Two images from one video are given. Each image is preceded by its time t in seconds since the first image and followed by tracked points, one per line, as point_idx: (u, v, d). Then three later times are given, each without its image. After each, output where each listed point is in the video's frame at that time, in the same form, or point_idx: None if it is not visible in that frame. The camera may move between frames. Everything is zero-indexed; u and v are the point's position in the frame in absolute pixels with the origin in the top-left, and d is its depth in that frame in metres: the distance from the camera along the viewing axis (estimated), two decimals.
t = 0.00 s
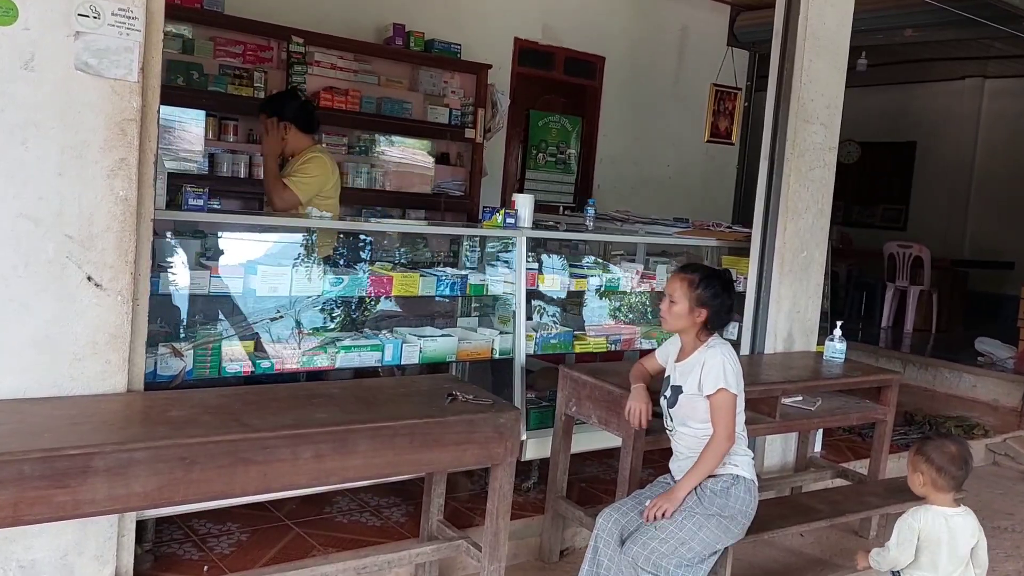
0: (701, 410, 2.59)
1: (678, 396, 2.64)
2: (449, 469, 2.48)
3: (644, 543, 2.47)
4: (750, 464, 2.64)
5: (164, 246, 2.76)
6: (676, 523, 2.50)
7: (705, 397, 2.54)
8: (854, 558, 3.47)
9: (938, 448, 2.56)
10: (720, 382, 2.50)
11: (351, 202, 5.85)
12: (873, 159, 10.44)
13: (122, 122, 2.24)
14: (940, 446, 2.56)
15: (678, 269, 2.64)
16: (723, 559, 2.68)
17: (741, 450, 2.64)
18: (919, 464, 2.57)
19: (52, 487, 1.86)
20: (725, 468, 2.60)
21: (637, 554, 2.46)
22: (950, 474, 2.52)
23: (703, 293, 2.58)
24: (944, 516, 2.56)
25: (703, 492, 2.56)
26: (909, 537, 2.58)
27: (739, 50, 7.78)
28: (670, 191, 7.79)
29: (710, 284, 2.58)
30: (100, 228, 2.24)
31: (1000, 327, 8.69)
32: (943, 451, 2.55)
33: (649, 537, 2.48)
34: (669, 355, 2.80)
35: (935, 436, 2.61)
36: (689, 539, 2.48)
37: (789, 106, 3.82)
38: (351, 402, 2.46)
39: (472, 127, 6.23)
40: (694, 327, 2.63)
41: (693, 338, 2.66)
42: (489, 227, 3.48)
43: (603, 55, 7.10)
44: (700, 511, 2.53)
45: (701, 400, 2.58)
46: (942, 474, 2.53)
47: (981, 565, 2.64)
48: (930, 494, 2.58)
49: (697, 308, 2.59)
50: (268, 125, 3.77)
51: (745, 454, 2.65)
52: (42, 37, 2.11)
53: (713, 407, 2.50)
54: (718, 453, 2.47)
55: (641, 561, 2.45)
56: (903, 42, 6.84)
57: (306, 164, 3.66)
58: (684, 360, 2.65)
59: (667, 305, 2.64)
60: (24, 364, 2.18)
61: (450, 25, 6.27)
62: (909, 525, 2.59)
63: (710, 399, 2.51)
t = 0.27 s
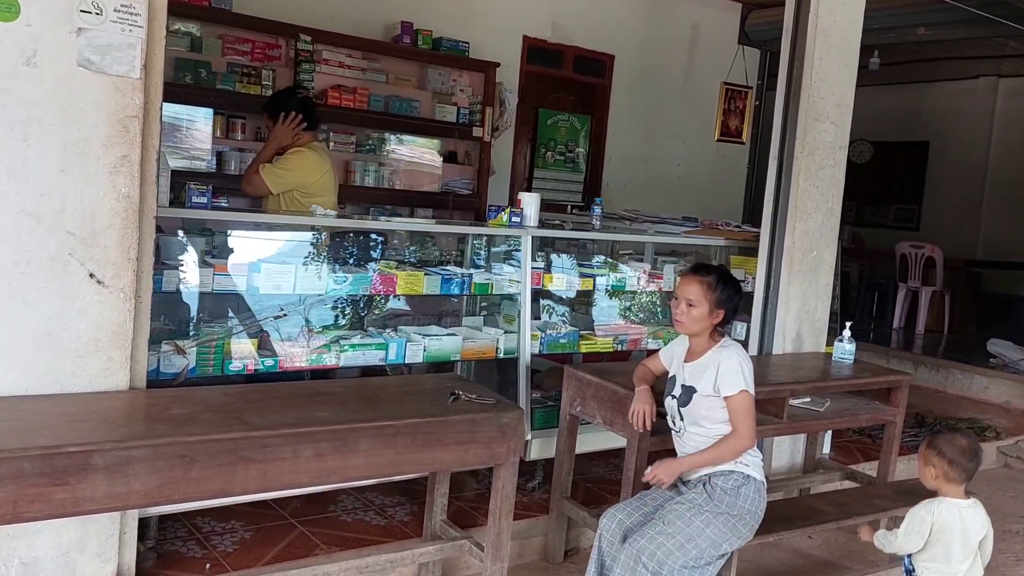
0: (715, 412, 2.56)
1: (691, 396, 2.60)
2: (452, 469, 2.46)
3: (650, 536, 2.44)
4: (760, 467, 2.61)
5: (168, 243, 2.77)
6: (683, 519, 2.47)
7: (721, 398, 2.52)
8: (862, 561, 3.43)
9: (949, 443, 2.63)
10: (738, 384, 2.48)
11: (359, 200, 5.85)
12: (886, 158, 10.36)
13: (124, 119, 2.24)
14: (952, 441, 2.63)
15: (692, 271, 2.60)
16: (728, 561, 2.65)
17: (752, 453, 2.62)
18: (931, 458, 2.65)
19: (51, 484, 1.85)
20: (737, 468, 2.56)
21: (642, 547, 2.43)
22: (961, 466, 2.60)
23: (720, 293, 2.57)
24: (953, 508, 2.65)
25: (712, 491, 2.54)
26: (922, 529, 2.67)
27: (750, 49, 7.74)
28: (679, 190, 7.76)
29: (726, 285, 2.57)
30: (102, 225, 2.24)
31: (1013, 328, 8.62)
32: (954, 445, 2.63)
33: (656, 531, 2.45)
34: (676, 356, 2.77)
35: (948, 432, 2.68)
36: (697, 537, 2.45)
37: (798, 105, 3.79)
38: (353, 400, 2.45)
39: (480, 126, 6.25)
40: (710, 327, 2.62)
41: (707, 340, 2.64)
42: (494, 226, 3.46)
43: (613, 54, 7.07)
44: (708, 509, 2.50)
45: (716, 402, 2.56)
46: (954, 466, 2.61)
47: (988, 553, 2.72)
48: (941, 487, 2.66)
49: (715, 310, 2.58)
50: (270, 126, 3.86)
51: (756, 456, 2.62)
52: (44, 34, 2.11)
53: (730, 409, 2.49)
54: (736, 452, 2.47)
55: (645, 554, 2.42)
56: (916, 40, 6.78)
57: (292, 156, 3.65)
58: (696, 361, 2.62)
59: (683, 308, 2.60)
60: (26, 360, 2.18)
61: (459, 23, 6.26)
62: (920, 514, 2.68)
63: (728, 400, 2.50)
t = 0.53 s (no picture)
0: (721, 418, 2.54)
1: (697, 403, 2.59)
2: (453, 468, 2.45)
3: (657, 544, 2.40)
4: (766, 472, 2.59)
5: (172, 241, 2.78)
6: (691, 527, 2.44)
7: (726, 404, 2.50)
8: (867, 562, 3.41)
9: (948, 434, 2.66)
10: (741, 390, 2.46)
11: (365, 200, 5.85)
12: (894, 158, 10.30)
13: (125, 116, 2.24)
14: (952, 433, 2.66)
15: (712, 277, 2.57)
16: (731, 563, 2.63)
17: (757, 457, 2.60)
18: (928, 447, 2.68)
19: (50, 482, 1.85)
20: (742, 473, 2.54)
21: (649, 555, 2.38)
22: (957, 457, 2.63)
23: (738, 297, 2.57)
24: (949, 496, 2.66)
25: (719, 497, 2.52)
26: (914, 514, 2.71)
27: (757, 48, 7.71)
28: (686, 190, 7.73)
29: (740, 290, 2.58)
30: (102, 223, 2.24)
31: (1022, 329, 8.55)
32: (953, 437, 2.66)
33: (663, 539, 2.41)
34: (680, 358, 2.75)
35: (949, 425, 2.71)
36: (704, 545, 2.42)
37: (804, 104, 3.77)
38: (354, 399, 2.44)
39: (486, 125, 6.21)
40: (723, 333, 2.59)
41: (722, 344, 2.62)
42: (499, 225, 3.45)
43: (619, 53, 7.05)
44: (715, 516, 2.48)
45: (722, 407, 2.54)
46: (950, 456, 2.64)
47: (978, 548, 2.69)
48: (937, 477, 2.69)
49: (731, 316, 2.57)
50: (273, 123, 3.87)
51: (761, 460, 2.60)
52: (44, 31, 2.11)
53: (732, 414, 2.47)
54: (730, 454, 2.47)
55: (652, 562, 2.37)
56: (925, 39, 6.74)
57: (288, 153, 3.65)
58: (700, 367, 2.60)
59: (707, 316, 2.54)
60: (26, 358, 2.18)
61: (465, 22, 6.26)
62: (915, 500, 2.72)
63: (730, 405, 2.48)
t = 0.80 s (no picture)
0: (727, 415, 2.53)
1: (703, 401, 2.57)
2: (451, 466, 2.44)
3: (657, 542, 2.39)
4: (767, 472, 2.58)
5: (171, 239, 2.79)
6: (691, 526, 2.42)
7: (732, 401, 2.49)
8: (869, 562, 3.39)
9: (907, 425, 2.67)
10: (749, 385, 2.45)
11: (366, 197, 5.84)
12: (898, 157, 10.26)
13: (122, 112, 2.23)
14: (910, 424, 2.67)
15: (720, 278, 2.54)
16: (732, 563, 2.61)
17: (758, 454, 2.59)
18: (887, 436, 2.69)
19: (45, 479, 1.84)
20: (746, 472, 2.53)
21: (649, 553, 2.37)
22: (913, 446, 2.64)
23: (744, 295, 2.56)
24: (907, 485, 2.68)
25: (720, 496, 2.51)
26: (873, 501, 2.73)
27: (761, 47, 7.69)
28: (688, 188, 7.71)
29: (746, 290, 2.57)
30: (100, 219, 2.23)
31: None
32: (911, 427, 2.67)
33: (663, 537, 2.40)
34: (680, 353, 2.74)
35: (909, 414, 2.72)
36: (704, 544, 2.40)
37: (806, 102, 3.75)
38: (352, 397, 2.43)
39: (488, 123, 6.22)
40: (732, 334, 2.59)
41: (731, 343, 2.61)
42: (501, 223, 3.44)
43: (622, 51, 7.03)
44: (716, 515, 2.47)
45: (728, 405, 2.53)
46: (906, 446, 2.66)
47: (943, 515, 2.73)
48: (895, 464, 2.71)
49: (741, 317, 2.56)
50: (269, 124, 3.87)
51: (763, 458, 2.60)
52: (41, 27, 2.11)
53: (738, 409, 2.46)
54: (733, 449, 2.46)
55: (652, 560, 2.35)
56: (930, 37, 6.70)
57: (284, 152, 3.64)
58: (705, 365, 2.59)
59: (722, 318, 2.52)
60: (23, 354, 2.17)
61: (467, 21, 6.25)
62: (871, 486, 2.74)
63: (737, 401, 2.47)
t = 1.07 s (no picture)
0: (732, 416, 2.52)
1: (707, 402, 2.56)
2: (453, 467, 2.43)
3: (666, 547, 2.37)
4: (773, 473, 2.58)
5: (174, 239, 2.79)
6: (699, 530, 2.41)
7: (737, 403, 2.48)
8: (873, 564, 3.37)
9: (873, 403, 2.84)
10: (754, 386, 2.45)
11: (369, 198, 5.84)
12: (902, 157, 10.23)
13: (124, 113, 2.23)
14: (875, 401, 2.84)
15: (718, 278, 2.53)
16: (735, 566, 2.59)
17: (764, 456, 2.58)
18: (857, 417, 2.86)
19: (47, 480, 1.84)
20: (752, 473, 2.53)
21: (657, 557, 2.35)
22: (880, 421, 2.83)
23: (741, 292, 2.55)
24: (879, 463, 2.84)
25: (727, 499, 2.50)
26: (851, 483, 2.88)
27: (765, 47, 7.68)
28: (692, 189, 7.70)
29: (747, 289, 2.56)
30: (101, 220, 2.23)
31: None
32: (877, 405, 2.84)
33: (672, 541, 2.38)
34: (681, 356, 2.72)
35: (873, 392, 2.88)
36: (714, 547, 2.39)
37: (810, 102, 3.73)
38: (354, 398, 2.42)
39: (491, 124, 6.22)
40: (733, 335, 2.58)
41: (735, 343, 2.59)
42: (502, 223, 3.44)
43: (626, 52, 7.02)
44: (724, 518, 2.45)
45: (733, 406, 2.52)
46: (874, 423, 2.84)
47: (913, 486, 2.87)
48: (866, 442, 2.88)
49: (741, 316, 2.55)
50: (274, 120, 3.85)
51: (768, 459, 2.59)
52: (43, 27, 2.11)
53: (743, 411, 2.46)
54: (739, 451, 2.45)
55: (661, 565, 2.34)
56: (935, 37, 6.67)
57: (291, 150, 3.63)
58: (708, 366, 2.58)
59: (721, 317, 2.51)
60: (24, 355, 2.17)
61: (470, 21, 6.24)
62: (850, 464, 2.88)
63: (741, 403, 2.46)
